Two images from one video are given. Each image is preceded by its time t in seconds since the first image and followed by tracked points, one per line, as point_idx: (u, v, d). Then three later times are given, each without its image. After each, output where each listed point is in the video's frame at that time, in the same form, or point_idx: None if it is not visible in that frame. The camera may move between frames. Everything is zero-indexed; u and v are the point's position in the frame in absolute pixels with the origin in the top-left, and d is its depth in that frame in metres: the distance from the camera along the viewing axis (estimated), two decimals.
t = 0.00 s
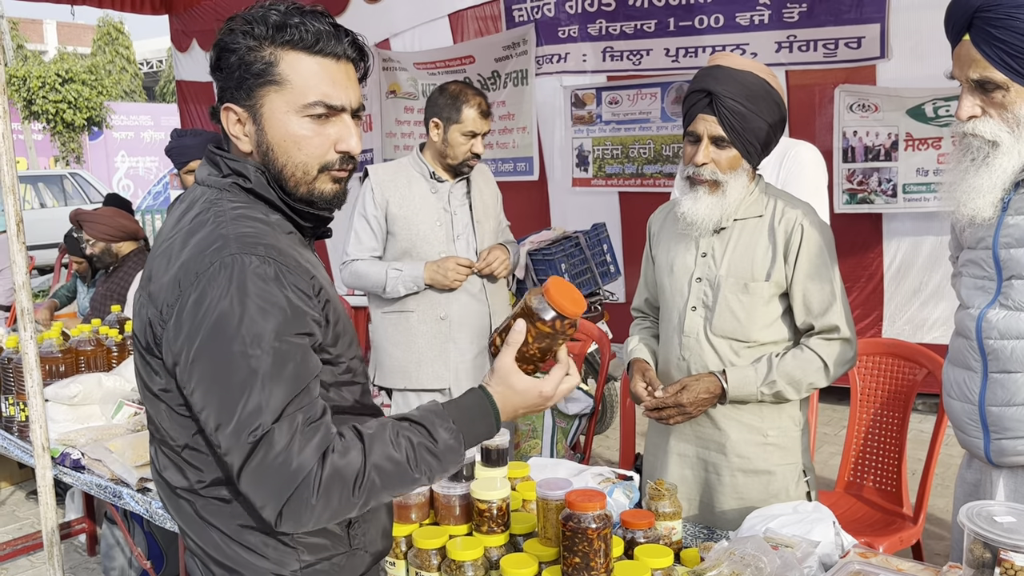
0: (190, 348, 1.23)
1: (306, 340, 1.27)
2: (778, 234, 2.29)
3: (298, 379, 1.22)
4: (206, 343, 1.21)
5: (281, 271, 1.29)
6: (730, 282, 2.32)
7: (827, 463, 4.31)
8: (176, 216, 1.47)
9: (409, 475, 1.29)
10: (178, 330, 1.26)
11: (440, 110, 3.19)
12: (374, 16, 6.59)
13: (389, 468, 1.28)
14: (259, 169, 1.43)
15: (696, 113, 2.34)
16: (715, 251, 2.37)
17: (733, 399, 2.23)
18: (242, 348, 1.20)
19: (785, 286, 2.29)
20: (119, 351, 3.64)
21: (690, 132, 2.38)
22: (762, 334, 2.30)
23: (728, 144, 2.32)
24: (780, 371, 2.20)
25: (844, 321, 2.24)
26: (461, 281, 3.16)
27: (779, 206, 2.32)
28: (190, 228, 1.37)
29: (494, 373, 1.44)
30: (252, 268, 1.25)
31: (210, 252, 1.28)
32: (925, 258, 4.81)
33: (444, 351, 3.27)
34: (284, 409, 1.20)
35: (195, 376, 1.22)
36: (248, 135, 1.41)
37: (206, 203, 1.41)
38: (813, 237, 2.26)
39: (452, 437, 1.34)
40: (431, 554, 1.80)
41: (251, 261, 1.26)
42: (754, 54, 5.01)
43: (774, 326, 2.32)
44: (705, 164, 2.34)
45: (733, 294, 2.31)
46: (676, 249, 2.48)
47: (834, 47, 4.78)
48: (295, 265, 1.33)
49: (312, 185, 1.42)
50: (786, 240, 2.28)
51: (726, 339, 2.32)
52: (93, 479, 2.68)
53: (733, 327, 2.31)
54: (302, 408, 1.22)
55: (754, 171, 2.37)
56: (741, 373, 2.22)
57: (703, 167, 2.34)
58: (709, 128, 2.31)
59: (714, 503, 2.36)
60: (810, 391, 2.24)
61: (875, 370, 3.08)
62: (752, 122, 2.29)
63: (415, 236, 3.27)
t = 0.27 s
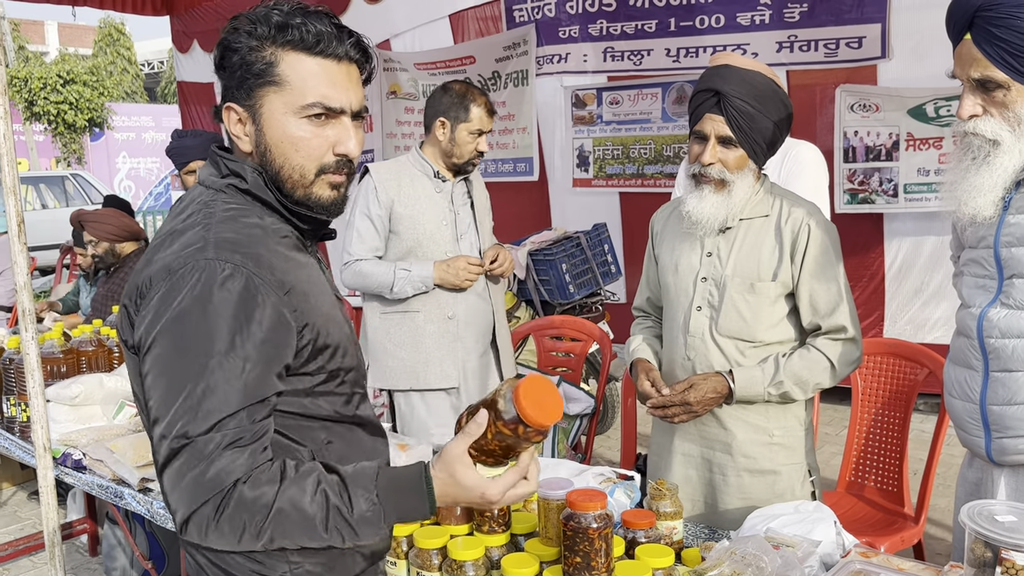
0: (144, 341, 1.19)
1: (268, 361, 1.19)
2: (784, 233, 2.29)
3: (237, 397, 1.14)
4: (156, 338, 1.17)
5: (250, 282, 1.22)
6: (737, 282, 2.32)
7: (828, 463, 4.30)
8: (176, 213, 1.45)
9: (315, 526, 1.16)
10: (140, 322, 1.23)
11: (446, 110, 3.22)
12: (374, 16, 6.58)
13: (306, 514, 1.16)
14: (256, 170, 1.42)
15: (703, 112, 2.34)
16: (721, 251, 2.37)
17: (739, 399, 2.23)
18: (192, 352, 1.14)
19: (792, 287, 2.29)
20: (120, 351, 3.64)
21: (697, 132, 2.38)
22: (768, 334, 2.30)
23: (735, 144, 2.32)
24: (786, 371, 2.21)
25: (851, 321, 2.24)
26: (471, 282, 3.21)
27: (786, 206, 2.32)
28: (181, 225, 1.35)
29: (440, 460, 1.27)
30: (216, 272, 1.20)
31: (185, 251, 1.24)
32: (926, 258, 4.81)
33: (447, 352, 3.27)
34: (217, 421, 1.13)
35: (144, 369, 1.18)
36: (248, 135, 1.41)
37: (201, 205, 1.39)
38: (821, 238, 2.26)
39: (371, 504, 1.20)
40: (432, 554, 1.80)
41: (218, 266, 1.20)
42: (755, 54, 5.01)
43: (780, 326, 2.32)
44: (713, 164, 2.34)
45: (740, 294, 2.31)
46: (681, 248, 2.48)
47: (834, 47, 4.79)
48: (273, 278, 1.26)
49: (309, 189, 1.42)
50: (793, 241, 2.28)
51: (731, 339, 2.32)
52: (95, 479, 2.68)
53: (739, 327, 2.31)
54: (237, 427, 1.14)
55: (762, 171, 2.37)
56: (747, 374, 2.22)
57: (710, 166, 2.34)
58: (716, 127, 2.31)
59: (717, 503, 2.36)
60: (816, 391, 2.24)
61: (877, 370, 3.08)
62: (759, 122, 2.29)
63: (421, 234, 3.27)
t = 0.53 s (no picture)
0: (132, 351, 1.19)
1: (249, 356, 1.18)
2: (789, 233, 2.29)
3: (223, 392, 1.13)
4: (142, 346, 1.16)
5: (229, 280, 1.22)
6: (741, 281, 2.31)
7: (830, 463, 4.30)
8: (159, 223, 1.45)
9: (315, 498, 1.11)
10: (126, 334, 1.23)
11: (438, 106, 3.25)
12: (374, 16, 6.57)
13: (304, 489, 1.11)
14: (245, 172, 1.44)
15: (707, 110, 2.34)
16: (724, 250, 2.37)
17: (744, 399, 2.23)
18: (177, 353, 1.14)
19: (796, 286, 2.29)
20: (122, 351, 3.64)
21: (702, 131, 2.38)
22: (773, 334, 2.30)
23: (740, 142, 2.32)
24: (791, 371, 2.20)
25: (855, 321, 2.24)
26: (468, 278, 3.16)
27: (790, 205, 2.32)
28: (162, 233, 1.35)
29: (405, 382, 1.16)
30: (195, 272, 1.20)
31: (164, 257, 1.25)
32: (927, 257, 4.80)
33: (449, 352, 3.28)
34: (206, 418, 1.12)
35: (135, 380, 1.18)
36: (239, 135, 1.42)
37: (186, 206, 1.40)
38: (825, 238, 2.26)
39: (366, 458, 1.14)
40: (433, 554, 1.80)
41: (197, 266, 1.21)
42: (757, 53, 5.01)
43: (784, 326, 2.31)
44: (717, 162, 2.34)
45: (744, 293, 2.31)
46: (684, 247, 2.48)
47: (835, 46, 4.78)
48: (252, 279, 1.27)
49: (294, 193, 1.41)
50: (798, 241, 2.27)
51: (736, 338, 2.32)
52: (96, 479, 2.69)
53: (743, 326, 2.30)
54: (229, 421, 1.13)
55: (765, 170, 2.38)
56: (752, 373, 2.22)
57: (715, 165, 2.34)
58: (721, 126, 2.32)
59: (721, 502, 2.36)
60: (822, 391, 2.24)
61: (878, 369, 3.07)
62: (764, 121, 2.30)
63: (415, 230, 3.28)
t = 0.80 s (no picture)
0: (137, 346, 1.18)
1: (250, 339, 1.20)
2: (793, 232, 2.29)
3: (235, 376, 1.14)
4: (148, 338, 1.16)
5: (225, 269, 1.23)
6: (745, 281, 2.32)
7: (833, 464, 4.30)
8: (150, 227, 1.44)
9: (355, 454, 1.16)
10: (127, 332, 1.22)
11: (429, 110, 3.26)
12: (375, 16, 6.58)
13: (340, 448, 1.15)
14: (239, 172, 1.44)
15: (710, 111, 2.34)
16: (729, 250, 2.37)
17: (749, 400, 2.23)
18: (181, 343, 1.14)
19: (802, 286, 2.29)
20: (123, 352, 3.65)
21: (704, 132, 2.38)
22: (778, 334, 2.30)
23: (742, 143, 2.32)
24: (796, 372, 2.21)
25: (860, 321, 2.24)
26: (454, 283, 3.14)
27: (794, 205, 2.32)
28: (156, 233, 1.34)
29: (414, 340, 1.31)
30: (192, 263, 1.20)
31: (161, 253, 1.24)
32: (929, 258, 4.80)
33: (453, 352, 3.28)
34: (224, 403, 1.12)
35: (143, 375, 1.17)
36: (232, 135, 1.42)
37: (180, 203, 1.39)
38: (830, 238, 2.26)
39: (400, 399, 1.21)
40: (435, 554, 1.81)
41: (193, 258, 1.21)
42: (757, 54, 5.01)
43: (789, 326, 2.31)
44: (720, 163, 2.34)
45: (749, 294, 2.31)
46: (688, 247, 2.48)
47: (836, 47, 4.79)
48: (247, 267, 1.28)
49: (286, 191, 1.39)
50: (802, 241, 2.27)
51: (741, 339, 2.32)
52: (98, 479, 2.69)
53: (748, 327, 2.31)
54: (247, 403, 1.14)
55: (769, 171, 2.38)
56: (757, 374, 2.22)
57: (717, 165, 2.35)
58: (724, 128, 2.32)
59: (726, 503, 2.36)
60: (828, 392, 2.24)
61: (880, 369, 3.07)
62: (768, 122, 2.30)
63: (402, 235, 3.27)
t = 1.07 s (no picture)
0: (137, 336, 1.21)
1: (255, 353, 1.22)
2: (798, 234, 2.29)
3: (229, 394, 1.18)
4: (149, 333, 1.19)
5: (240, 278, 1.25)
6: (750, 284, 2.32)
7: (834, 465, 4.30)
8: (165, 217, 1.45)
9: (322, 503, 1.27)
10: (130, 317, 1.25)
11: (413, 115, 3.18)
12: (376, 17, 6.59)
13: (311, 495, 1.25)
14: (253, 173, 1.43)
15: (713, 113, 2.34)
16: (734, 253, 2.37)
17: (755, 404, 2.23)
18: (185, 347, 1.17)
19: (806, 289, 2.29)
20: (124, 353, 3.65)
21: (708, 133, 2.38)
22: (783, 336, 2.31)
23: (747, 145, 2.32)
24: (802, 374, 2.21)
25: (865, 322, 2.24)
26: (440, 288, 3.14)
27: (799, 207, 2.33)
28: (172, 221, 1.36)
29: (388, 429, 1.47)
30: (207, 268, 1.22)
31: (174, 247, 1.26)
32: (929, 259, 4.80)
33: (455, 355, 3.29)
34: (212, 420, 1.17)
35: (138, 366, 1.21)
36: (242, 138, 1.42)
37: (195, 203, 1.40)
38: (834, 240, 2.26)
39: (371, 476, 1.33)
40: (436, 556, 1.81)
41: (208, 262, 1.23)
42: (757, 54, 5.02)
43: (794, 329, 2.32)
44: (725, 165, 2.34)
45: (754, 296, 2.31)
46: (692, 250, 2.48)
47: (836, 47, 4.79)
48: (262, 276, 1.29)
49: (303, 191, 1.41)
50: (807, 244, 2.28)
51: (746, 342, 2.32)
52: (100, 480, 2.69)
53: (753, 330, 2.31)
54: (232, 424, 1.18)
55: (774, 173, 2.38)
56: (763, 377, 2.22)
57: (722, 168, 2.34)
58: (727, 129, 2.32)
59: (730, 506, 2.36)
60: (834, 394, 2.24)
61: (881, 370, 3.07)
62: (772, 123, 2.30)
63: (390, 240, 3.24)
